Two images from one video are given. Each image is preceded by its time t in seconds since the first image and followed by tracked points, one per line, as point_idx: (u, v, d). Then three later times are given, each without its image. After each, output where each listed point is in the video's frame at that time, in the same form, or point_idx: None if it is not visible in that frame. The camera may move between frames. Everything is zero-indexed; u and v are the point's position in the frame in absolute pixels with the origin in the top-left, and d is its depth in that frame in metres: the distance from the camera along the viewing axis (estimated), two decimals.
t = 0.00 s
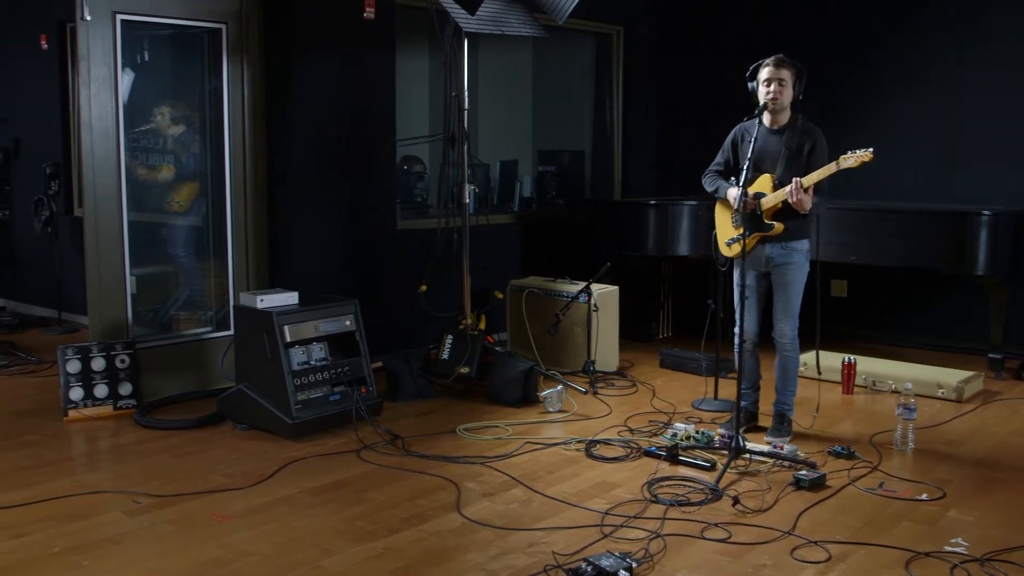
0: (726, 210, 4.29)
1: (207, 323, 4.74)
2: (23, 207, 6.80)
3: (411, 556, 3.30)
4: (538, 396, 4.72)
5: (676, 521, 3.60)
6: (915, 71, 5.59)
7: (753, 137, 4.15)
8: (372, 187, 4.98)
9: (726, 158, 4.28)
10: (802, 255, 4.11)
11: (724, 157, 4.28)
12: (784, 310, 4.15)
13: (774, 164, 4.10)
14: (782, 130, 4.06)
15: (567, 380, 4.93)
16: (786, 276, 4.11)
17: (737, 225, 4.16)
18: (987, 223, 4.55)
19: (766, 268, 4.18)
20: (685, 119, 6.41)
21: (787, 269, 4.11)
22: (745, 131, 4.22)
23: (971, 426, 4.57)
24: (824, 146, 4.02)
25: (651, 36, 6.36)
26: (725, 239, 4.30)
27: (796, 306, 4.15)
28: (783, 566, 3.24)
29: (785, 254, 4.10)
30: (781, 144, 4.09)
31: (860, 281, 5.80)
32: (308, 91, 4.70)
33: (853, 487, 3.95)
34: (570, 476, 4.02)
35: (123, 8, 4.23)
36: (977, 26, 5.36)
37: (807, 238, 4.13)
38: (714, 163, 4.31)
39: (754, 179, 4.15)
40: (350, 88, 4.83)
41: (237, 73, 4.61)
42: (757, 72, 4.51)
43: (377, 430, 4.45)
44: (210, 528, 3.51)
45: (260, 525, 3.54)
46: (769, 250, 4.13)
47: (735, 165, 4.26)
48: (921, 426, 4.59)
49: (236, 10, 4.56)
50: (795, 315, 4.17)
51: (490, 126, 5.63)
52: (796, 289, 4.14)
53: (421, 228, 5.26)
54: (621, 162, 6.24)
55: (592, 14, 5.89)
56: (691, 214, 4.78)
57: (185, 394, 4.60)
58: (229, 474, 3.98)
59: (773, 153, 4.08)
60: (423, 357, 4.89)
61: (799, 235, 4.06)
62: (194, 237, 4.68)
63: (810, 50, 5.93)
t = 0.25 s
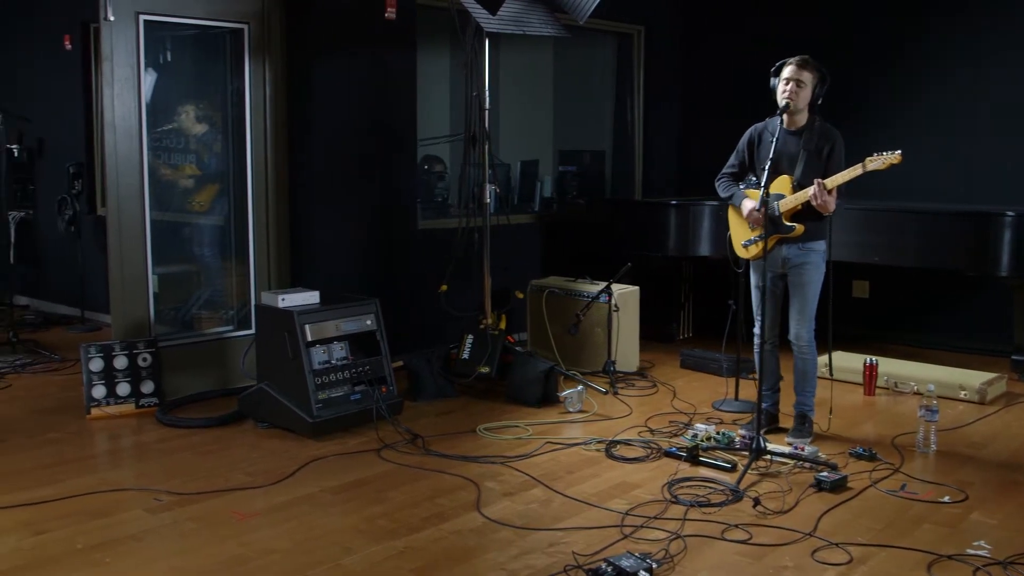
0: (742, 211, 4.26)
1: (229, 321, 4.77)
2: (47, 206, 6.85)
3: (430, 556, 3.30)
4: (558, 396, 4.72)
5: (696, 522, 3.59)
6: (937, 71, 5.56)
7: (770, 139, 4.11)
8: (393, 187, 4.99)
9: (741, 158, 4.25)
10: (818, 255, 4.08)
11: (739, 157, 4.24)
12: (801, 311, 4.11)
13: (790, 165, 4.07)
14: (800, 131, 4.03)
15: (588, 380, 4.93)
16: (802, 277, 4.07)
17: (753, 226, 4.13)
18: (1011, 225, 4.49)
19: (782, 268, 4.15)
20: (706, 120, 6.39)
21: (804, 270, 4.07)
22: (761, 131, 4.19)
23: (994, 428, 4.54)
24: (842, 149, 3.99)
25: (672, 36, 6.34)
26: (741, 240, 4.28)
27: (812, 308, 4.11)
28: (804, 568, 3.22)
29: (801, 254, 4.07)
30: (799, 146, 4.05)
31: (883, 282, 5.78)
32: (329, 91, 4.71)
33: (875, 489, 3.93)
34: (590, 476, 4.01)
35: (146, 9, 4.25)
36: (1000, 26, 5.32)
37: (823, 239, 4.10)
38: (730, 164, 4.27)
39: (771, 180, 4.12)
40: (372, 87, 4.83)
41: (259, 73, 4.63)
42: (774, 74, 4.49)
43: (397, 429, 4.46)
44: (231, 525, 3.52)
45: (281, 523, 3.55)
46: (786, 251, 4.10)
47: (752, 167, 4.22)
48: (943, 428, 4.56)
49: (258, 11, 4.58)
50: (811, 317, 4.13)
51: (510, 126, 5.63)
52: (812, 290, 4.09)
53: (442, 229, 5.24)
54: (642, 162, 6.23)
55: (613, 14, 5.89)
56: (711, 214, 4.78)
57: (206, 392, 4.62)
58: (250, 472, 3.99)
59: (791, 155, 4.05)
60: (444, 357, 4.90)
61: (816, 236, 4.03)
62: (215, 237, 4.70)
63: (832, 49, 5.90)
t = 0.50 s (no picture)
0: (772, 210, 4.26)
1: (250, 321, 4.78)
2: (70, 206, 6.90)
3: (450, 555, 3.31)
4: (578, 396, 4.72)
5: (716, 523, 3.58)
6: (959, 71, 5.52)
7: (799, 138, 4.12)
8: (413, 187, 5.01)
9: (771, 155, 4.24)
10: (845, 256, 4.08)
11: (769, 155, 4.24)
12: (827, 311, 4.11)
13: (818, 165, 4.08)
14: (829, 130, 4.02)
15: (608, 380, 4.93)
16: (829, 277, 4.07)
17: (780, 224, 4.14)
18: None
19: (807, 268, 4.16)
20: (727, 120, 6.37)
21: (830, 270, 4.07)
22: (790, 129, 4.18)
23: (1017, 431, 4.51)
24: (871, 146, 3.97)
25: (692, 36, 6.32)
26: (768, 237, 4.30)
27: (839, 308, 4.11)
28: (825, 569, 3.21)
29: (827, 255, 4.07)
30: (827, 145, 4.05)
31: (905, 283, 5.76)
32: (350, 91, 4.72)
33: (896, 491, 3.91)
34: (610, 477, 4.01)
35: (169, 9, 4.27)
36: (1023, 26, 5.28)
37: (850, 240, 4.09)
38: (760, 161, 4.27)
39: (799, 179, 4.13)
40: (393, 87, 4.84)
41: (281, 73, 4.61)
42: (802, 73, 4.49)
43: (417, 429, 4.46)
44: (253, 523, 3.53)
45: (301, 522, 3.56)
46: (811, 252, 4.11)
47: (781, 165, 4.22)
48: (966, 431, 4.53)
49: (280, 11, 4.57)
50: (838, 317, 4.12)
51: (531, 126, 5.63)
52: (839, 290, 4.09)
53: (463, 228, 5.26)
54: (663, 162, 6.22)
55: (634, 15, 5.87)
56: (733, 215, 4.75)
57: (228, 391, 4.64)
58: (271, 471, 4.00)
59: (819, 154, 4.05)
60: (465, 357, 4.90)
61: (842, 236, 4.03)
62: (237, 236, 4.71)
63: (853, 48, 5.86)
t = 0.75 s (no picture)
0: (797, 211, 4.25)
1: (270, 320, 4.79)
2: (92, 206, 6.95)
3: (470, 554, 3.31)
4: (598, 396, 4.71)
5: (736, 524, 3.57)
6: (980, 71, 5.48)
7: (826, 139, 4.12)
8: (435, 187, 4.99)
9: (802, 160, 4.26)
10: (871, 258, 4.05)
11: (801, 159, 4.26)
12: (852, 312, 4.08)
13: (843, 166, 4.07)
14: (854, 131, 4.01)
15: (628, 380, 4.92)
16: (855, 279, 4.04)
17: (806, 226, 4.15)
18: None
19: (831, 268, 4.14)
20: (746, 119, 6.36)
21: (856, 272, 4.04)
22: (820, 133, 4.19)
23: None
24: (895, 148, 3.92)
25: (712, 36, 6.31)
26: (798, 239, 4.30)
27: (864, 310, 4.08)
28: (846, 572, 3.19)
29: (852, 256, 4.05)
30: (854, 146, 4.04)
31: (928, 284, 5.73)
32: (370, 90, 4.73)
33: (918, 493, 3.88)
34: (629, 477, 4.00)
35: (191, 10, 4.30)
36: None
37: (878, 242, 4.06)
38: (792, 163, 4.29)
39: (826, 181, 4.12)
40: (414, 88, 4.84)
41: (302, 74, 4.65)
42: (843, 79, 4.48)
43: (437, 428, 4.46)
44: (273, 522, 3.55)
45: (321, 520, 3.57)
46: (835, 252, 4.09)
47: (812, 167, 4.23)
48: (988, 433, 4.51)
49: (301, 12, 4.60)
50: (863, 318, 4.10)
51: (551, 127, 5.64)
52: (865, 292, 4.06)
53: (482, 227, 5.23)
54: (684, 161, 6.22)
55: (655, 15, 5.86)
56: (753, 215, 4.73)
57: (248, 389, 4.65)
58: (291, 470, 4.02)
59: (844, 156, 4.05)
60: (484, 356, 4.91)
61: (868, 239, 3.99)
62: (259, 236, 4.73)
63: (875, 48, 5.83)
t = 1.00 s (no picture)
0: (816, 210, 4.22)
1: (290, 319, 4.81)
2: (114, 205, 7.01)
3: (489, 554, 3.31)
4: (617, 396, 4.71)
5: (755, 525, 3.56)
6: (1002, 71, 5.44)
7: (844, 139, 4.10)
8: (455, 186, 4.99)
9: (820, 159, 4.25)
10: (891, 258, 4.04)
11: (819, 158, 4.23)
12: (872, 313, 4.08)
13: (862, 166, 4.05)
14: (873, 130, 4.00)
15: (647, 380, 4.92)
16: (875, 280, 4.04)
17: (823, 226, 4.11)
18: None
19: (851, 268, 4.12)
20: (766, 119, 6.34)
21: (876, 272, 4.04)
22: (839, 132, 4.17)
23: None
24: (914, 147, 3.91)
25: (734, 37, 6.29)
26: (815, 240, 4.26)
27: (884, 310, 4.08)
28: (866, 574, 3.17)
29: (872, 256, 4.04)
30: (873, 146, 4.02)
31: (949, 286, 5.72)
32: (391, 90, 4.74)
33: (939, 495, 3.86)
34: (648, 478, 4.00)
35: (213, 10, 4.31)
36: None
37: (897, 242, 4.05)
38: (810, 164, 4.27)
39: (843, 181, 4.10)
40: (434, 87, 4.84)
41: (323, 73, 4.66)
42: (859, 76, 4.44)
43: (456, 428, 4.47)
44: (292, 520, 3.56)
45: (341, 519, 3.57)
46: (855, 252, 4.07)
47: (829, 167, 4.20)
48: (1010, 435, 4.48)
49: (322, 12, 4.61)
50: (883, 319, 4.09)
51: (571, 126, 5.64)
52: (885, 292, 4.06)
53: (500, 227, 5.19)
54: (704, 160, 6.17)
55: (675, 14, 5.85)
56: (773, 215, 4.71)
57: (267, 388, 4.67)
58: (310, 468, 4.03)
59: (861, 155, 4.02)
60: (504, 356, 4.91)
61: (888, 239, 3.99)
62: (279, 235, 4.75)
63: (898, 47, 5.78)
